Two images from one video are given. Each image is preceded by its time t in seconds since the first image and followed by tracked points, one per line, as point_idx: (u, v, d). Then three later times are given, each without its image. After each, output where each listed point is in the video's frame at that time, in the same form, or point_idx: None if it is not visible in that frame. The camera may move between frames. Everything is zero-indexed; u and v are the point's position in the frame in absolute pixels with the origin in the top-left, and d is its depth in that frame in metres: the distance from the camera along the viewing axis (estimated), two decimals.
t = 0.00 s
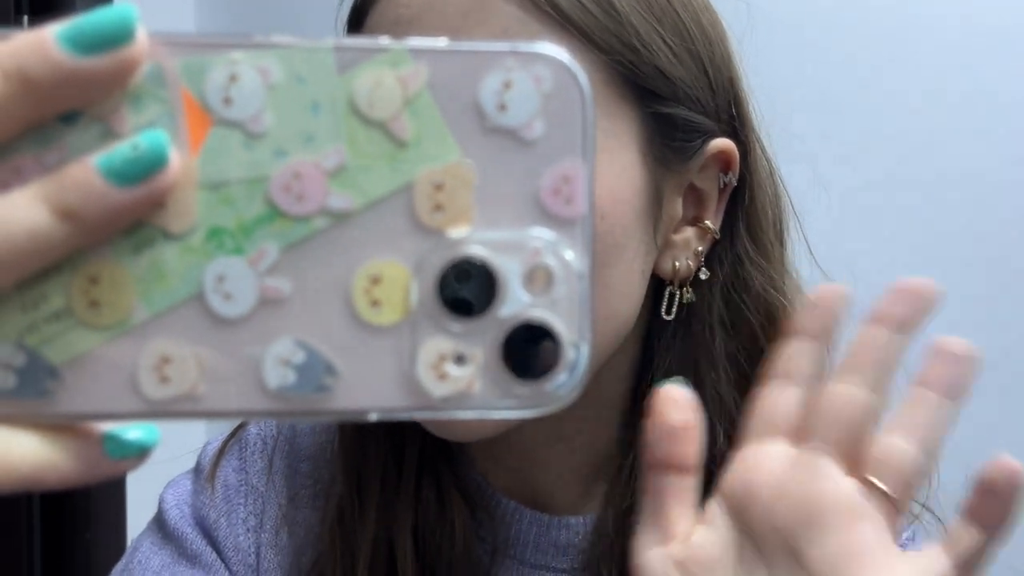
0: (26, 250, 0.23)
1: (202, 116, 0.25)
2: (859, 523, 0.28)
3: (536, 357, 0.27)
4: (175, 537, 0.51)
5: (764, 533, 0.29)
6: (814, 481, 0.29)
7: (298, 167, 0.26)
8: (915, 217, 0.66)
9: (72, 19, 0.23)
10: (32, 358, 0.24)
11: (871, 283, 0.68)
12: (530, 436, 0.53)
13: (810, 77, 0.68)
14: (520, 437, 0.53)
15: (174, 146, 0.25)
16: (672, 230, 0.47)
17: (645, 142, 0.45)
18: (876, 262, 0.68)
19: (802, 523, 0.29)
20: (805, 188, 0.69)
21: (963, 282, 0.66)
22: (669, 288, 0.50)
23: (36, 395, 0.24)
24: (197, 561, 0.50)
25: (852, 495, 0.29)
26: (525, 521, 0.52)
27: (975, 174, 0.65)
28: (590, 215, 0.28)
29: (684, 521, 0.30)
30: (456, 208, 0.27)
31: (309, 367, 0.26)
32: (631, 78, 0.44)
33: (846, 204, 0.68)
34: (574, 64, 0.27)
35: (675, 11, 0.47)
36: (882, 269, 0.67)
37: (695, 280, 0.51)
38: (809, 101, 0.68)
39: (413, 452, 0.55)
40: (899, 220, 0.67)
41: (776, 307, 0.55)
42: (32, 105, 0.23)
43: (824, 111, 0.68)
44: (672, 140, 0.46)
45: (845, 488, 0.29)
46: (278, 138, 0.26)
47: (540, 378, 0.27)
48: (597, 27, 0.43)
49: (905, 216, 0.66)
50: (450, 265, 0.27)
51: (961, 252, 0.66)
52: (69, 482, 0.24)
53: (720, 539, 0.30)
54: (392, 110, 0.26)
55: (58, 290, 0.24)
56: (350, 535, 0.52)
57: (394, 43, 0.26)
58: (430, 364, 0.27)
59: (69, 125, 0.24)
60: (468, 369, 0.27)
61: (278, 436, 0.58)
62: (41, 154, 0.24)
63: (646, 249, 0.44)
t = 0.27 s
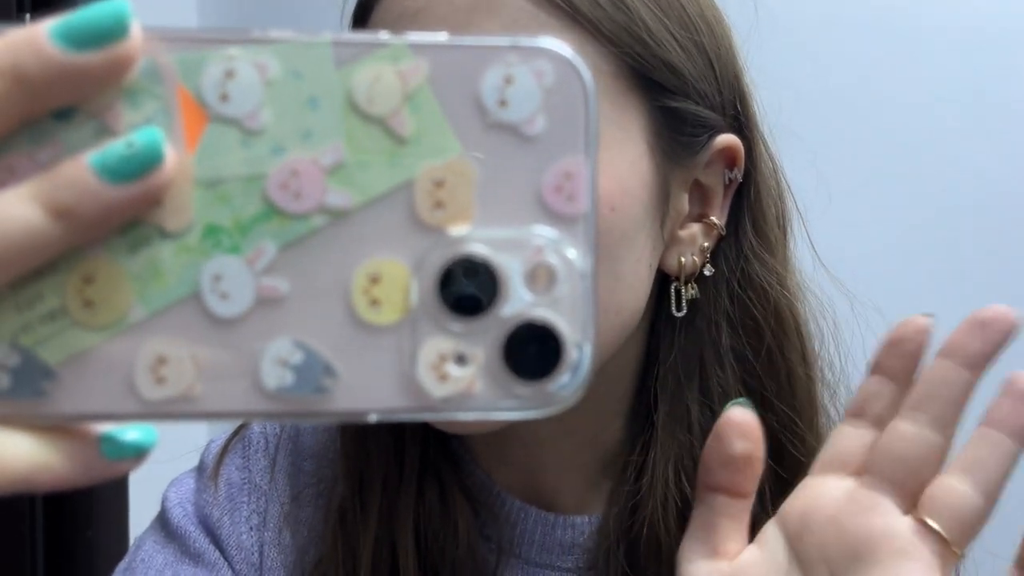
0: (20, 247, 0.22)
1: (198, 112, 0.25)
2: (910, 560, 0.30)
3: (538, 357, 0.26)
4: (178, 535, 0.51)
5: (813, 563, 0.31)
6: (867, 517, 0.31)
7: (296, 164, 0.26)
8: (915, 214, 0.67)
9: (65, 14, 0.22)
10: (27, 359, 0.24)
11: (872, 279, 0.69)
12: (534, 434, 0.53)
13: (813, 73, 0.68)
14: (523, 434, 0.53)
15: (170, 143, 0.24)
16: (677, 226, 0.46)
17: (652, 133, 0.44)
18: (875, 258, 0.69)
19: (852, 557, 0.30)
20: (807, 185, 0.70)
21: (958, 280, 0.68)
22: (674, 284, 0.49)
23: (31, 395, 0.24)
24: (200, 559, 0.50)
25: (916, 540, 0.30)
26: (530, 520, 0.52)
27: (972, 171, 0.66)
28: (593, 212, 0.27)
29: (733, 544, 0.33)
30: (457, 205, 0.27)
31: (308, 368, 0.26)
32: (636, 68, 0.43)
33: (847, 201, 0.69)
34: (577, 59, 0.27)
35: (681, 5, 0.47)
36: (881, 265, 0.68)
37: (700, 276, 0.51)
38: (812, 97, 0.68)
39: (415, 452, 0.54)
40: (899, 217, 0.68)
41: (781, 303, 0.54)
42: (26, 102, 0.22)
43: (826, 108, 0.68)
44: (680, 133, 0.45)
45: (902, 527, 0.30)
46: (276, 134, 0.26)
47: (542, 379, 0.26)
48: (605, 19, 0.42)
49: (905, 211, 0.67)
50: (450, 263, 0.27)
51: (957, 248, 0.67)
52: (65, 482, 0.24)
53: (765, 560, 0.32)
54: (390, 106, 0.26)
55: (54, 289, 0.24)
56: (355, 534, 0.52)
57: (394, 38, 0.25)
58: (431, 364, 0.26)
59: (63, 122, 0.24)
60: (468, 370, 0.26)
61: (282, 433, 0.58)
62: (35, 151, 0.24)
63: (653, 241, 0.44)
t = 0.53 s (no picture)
0: (5, 247, 0.22)
1: (190, 107, 0.24)
2: (874, 489, 0.32)
3: (541, 358, 0.26)
4: (174, 535, 0.50)
5: (784, 501, 0.33)
6: (829, 452, 0.33)
7: (291, 160, 0.25)
8: (918, 210, 0.68)
9: (53, 7, 0.22)
10: (15, 363, 0.23)
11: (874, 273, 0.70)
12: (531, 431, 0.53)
13: (819, 70, 0.69)
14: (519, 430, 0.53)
15: (161, 139, 0.24)
16: (673, 224, 0.46)
17: (642, 134, 0.44)
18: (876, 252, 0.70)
19: (818, 488, 0.32)
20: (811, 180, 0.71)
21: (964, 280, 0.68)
22: (669, 282, 0.49)
23: (20, 400, 0.23)
24: (197, 559, 0.49)
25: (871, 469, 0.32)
26: (527, 519, 0.51)
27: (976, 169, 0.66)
28: (596, 209, 0.26)
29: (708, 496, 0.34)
30: (456, 203, 0.26)
31: (304, 370, 0.25)
32: (623, 68, 0.42)
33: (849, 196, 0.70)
34: (580, 52, 0.26)
35: None
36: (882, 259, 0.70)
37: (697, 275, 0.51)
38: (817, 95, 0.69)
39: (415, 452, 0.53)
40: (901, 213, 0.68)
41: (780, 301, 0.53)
42: (12, 97, 0.22)
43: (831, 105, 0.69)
44: (670, 132, 0.45)
45: (861, 460, 0.32)
46: (271, 130, 0.25)
47: (544, 381, 0.26)
48: (589, 19, 0.41)
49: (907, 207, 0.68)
50: (450, 262, 0.26)
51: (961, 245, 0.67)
52: (54, 485, 0.24)
53: (740, 506, 0.34)
54: (389, 101, 0.25)
55: (43, 291, 0.23)
56: (352, 531, 0.52)
57: (392, 31, 0.25)
58: (431, 366, 0.26)
59: (51, 117, 0.23)
60: (469, 372, 0.26)
61: (278, 434, 0.57)
62: (23, 148, 0.23)
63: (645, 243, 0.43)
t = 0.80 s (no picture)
0: (28, 249, 0.23)
1: (203, 117, 0.25)
2: (805, 415, 0.41)
3: (538, 354, 0.27)
4: (180, 534, 0.51)
5: (739, 439, 0.43)
6: (771, 399, 0.43)
7: (299, 167, 0.26)
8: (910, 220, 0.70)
9: (71, 22, 0.23)
10: (36, 360, 0.24)
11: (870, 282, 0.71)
12: (530, 432, 0.53)
13: (818, 78, 0.71)
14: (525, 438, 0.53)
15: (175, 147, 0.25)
16: (671, 234, 0.47)
17: (644, 142, 0.45)
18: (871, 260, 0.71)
19: (764, 419, 0.42)
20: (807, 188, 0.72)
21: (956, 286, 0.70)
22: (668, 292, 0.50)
23: (40, 396, 0.24)
24: (202, 558, 0.50)
25: (798, 395, 0.43)
26: (528, 518, 0.53)
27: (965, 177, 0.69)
28: (590, 213, 0.28)
29: (685, 443, 0.45)
30: (457, 207, 0.27)
31: (313, 367, 0.26)
32: (627, 77, 0.44)
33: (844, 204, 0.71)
34: (574, 64, 0.27)
35: (682, 12, 0.47)
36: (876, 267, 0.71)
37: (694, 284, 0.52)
38: (814, 103, 0.71)
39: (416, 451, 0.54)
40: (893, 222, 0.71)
41: (775, 310, 0.55)
42: (35, 109, 0.23)
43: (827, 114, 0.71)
44: (672, 142, 0.46)
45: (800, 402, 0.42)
46: (280, 138, 0.26)
47: (541, 375, 0.27)
48: (596, 28, 0.42)
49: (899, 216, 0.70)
50: (451, 263, 0.27)
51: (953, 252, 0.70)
52: (74, 479, 0.24)
53: (707, 447, 0.44)
54: (392, 111, 0.26)
55: (61, 292, 0.24)
56: (357, 532, 0.52)
57: (395, 44, 0.26)
58: (433, 362, 0.27)
59: (71, 127, 0.24)
60: (470, 368, 0.27)
61: (282, 435, 0.58)
62: (44, 156, 0.24)
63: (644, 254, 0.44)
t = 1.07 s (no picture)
0: (24, 246, 0.22)
1: (201, 113, 0.25)
2: (767, 407, 0.43)
3: (538, 356, 0.27)
4: (175, 534, 0.51)
5: (710, 433, 0.46)
6: (739, 391, 0.45)
7: (298, 165, 0.26)
8: (914, 222, 0.70)
9: (68, 16, 0.22)
10: (30, 359, 0.24)
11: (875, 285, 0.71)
12: (528, 435, 0.53)
13: (819, 79, 0.70)
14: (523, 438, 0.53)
15: (173, 144, 0.25)
16: (671, 236, 0.47)
17: (643, 145, 0.45)
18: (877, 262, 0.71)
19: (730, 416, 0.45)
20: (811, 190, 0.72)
21: (961, 289, 0.69)
22: (666, 293, 0.49)
23: (34, 395, 0.24)
24: (199, 558, 0.50)
25: (763, 390, 0.45)
26: (524, 520, 0.52)
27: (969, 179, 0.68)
28: (592, 212, 0.27)
29: (666, 444, 0.48)
30: (457, 206, 0.27)
31: (310, 368, 0.26)
32: (627, 78, 0.43)
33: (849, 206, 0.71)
34: (577, 62, 0.27)
35: (681, 10, 0.47)
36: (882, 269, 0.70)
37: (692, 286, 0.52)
38: (817, 104, 0.71)
39: (412, 453, 0.54)
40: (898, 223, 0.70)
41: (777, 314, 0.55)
42: (31, 103, 0.22)
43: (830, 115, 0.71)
44: (671, 143, 0.46)
45: (766, 393, 0.44)
46: (278, 135, 0.26)
47: (541, 377, 0.27)
48: (595, 26, 0.42)
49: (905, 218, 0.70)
50: (451, 263, 0.27)
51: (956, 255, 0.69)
52: (67, 480, 0.24)
53: (685, 449, 0.47)
54: (392, 108, 0.26)
55: (57, 290, 0.24)
56: (351, 535, 0.52)
57: (396, 39, 0.26)
58: (433, 363, 0.26)
59: (67, 123, 0.24)
60: (470, 369, 0.27)
61: (278, 435, 0.58)
62: (39, 152, 0.24)
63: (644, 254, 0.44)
